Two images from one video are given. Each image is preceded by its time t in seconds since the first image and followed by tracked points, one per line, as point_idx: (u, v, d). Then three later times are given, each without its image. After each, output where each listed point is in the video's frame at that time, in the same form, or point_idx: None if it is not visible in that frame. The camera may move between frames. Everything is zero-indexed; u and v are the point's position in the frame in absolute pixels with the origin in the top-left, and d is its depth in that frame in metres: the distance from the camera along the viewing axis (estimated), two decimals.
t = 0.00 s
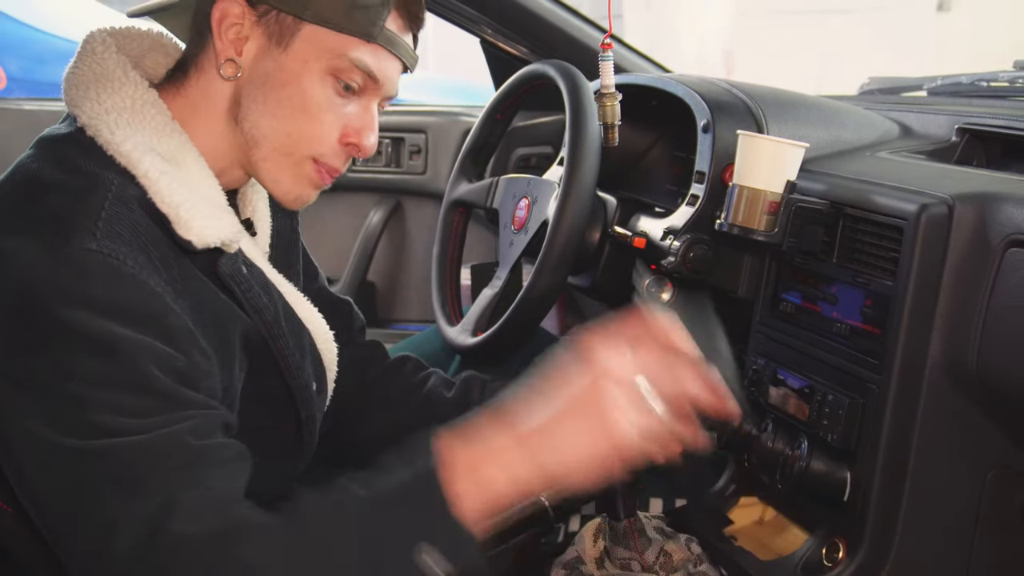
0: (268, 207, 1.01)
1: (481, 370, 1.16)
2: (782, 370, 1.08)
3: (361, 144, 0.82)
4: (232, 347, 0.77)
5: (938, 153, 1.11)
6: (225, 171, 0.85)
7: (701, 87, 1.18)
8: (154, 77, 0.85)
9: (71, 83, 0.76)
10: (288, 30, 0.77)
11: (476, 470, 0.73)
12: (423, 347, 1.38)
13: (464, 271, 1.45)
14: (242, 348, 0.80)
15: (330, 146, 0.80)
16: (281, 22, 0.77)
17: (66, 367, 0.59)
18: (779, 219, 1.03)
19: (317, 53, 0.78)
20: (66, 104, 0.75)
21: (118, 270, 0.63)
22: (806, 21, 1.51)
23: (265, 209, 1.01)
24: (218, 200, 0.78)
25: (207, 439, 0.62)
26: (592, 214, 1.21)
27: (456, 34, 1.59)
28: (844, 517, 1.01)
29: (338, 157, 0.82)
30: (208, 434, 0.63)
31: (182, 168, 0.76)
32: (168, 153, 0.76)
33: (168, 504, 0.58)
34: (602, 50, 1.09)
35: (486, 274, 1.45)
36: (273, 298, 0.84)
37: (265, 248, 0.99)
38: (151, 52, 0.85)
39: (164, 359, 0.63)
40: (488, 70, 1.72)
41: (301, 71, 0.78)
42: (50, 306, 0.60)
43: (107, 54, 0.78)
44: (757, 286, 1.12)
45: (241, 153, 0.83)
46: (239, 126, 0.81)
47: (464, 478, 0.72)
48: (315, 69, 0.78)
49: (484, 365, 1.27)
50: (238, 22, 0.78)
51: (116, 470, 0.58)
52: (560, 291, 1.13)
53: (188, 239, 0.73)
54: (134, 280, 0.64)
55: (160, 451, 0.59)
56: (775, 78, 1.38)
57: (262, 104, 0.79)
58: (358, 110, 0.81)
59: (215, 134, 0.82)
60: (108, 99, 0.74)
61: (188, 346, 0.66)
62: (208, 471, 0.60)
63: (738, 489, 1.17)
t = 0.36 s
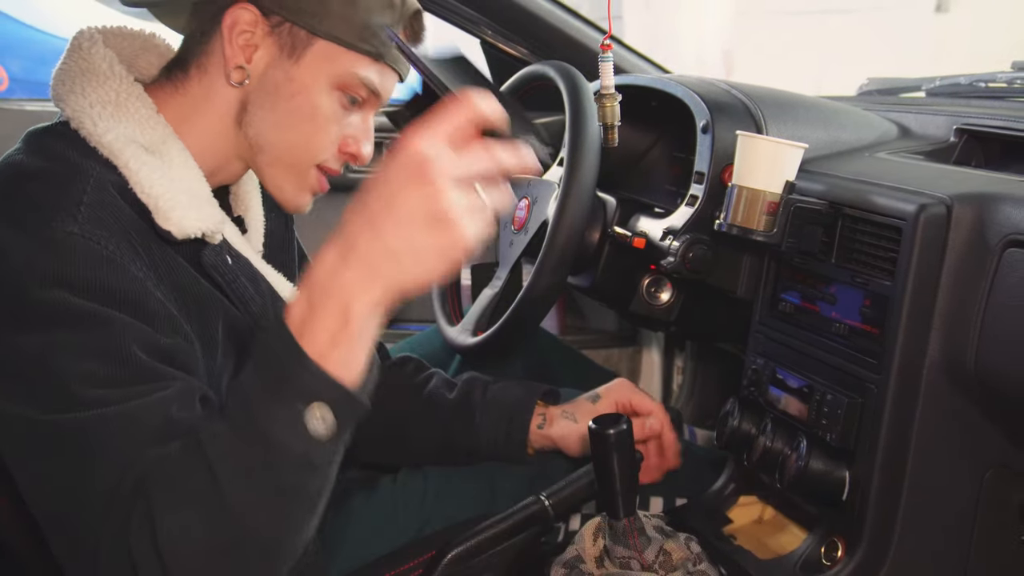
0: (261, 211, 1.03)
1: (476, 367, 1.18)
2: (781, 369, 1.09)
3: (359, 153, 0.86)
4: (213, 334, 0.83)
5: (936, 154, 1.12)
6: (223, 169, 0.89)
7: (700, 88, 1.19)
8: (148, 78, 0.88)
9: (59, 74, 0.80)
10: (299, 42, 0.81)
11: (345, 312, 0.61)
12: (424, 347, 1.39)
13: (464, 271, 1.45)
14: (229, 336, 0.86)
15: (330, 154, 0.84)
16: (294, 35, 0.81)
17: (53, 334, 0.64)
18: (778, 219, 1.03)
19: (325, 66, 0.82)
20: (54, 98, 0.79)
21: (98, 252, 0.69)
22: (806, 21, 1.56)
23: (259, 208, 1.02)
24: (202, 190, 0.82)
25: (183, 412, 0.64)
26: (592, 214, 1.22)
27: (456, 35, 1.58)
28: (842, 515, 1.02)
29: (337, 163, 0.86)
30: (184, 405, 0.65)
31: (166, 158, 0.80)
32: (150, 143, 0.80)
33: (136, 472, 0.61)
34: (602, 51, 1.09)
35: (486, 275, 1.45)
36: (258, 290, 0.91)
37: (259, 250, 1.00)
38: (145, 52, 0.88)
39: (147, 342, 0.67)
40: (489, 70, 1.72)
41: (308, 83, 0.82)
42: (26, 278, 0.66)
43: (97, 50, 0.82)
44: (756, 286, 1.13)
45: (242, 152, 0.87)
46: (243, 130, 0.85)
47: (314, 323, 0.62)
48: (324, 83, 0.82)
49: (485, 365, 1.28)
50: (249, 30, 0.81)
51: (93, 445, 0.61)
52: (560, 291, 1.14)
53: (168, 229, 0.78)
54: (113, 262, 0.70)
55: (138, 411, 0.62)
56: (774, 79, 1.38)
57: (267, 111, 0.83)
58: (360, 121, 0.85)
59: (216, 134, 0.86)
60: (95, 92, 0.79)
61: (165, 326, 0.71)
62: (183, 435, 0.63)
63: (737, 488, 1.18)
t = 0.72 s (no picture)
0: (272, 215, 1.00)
1: (472, 359, 1.20)
2: (780, 369, 1.09)
3: (369, 138, 0.85)
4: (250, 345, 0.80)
5: (935, 154, 1.12)
6: (234, 175, 0.87)
7: (699, 89, 1.19)
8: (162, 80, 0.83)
9: (79, 93, 0.78)
10: (288, 34, 0.79)
11: (652, 574, 0.58)
12: (423, 347, 1.39)
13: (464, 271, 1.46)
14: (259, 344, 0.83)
15: (338, 142, 0.83)
16: (280, 27, 0.79)
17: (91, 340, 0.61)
18: (777, 220, 1.03)
19: (320, 55, 0.80)
20: (74, 107, 0.77)
21: (135, 259, 0.66)
22: (806, 22, 1.55)
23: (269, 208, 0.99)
24: (230, 198, 0.80)
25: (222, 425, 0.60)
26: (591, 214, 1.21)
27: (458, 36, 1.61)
28: (841, 515, 1.02)
29: (347, 150, 0.85)
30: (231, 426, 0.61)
31: (193, 166, 0.79)
32: (177, 152, 0.78)
33: (190, 484, 0.57)
34: (601, 52, 1.10)
35: (485, 274, 1.46)
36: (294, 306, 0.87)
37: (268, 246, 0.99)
38: (158, 54, 0.83)
39: (195, 338, 0.65)
40: (489, 71, 1.73)
41: (303, 73, 0.80)
42: (67, 288, 0.63)
43: (113, 59, 0.79)
44: (755, 286, 1.13)
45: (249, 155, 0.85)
46: (245, 130, 0.83)
47: (624, 550, 0.59)
48: (319, 68, 0.80)
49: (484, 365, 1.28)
50: (237, 30, 0.80)
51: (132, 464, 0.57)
52: (559, 291, 1.14)
53: (203, 234, 0.76)
54: (150, 267, 0.67)
55: (191, 420, 0.59)
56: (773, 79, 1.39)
57: (269, 109, 0.82)
58: (363, 104, 0.83)
59: (223, 136, 0.84)
60: (116, 101, 0.76)
61: (208, 323, 0.69)
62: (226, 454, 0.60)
63: (737, 487, 1.19)
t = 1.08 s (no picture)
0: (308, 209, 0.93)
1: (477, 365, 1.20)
2: (780, 369, 1.09)
3: (434, 171, 0.75)
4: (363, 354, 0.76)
5: (934, 155, 1.12)
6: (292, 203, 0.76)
7: (699, 90, 1.19)
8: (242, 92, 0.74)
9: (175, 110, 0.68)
10: (349, 69, 0.69)
11: None
12: (423, 346, 1.39)
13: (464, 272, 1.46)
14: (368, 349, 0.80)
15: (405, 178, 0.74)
16: (340, 63, 0.68)
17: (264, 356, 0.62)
18: (776, 220, 1.04)
19: (380, 91, 0.69)
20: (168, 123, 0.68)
21: (288, 269, 0.63)
22: (806, 24, 1.54)
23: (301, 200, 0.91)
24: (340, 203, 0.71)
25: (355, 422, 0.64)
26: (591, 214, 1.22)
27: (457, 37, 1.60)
28: (839, 514, 1.03)
29: (410, 183, 0.76)
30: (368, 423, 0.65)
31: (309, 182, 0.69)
32: (288, 161, 0.68)
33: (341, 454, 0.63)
34: (601, 53, 1.10)
35: (485, 274, 1.46)
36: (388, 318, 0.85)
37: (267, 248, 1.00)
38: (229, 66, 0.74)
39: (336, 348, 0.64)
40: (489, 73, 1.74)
41: (368, 111, 0.70)
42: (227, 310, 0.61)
43: (200, 71, 0.70)
44: (754, 286, 1.14)
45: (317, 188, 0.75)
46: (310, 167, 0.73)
47: None
48: (381, 109, 0.70)
49: (484, 365, 1.28)
50: (298, 67, 0.69)
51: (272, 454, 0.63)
52: (559, 291, 1.15)
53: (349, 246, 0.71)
54: (303, 275, 0.64)
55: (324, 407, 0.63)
56: (772, 80, 1.40)
57: (331, 146, 0.71)
58: (428, 138, 0.73)
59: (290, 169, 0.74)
60: (220, 118, 0.67)
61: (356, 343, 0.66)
62: (365, 450, 0.64)
63: (735, 486, 1.19)
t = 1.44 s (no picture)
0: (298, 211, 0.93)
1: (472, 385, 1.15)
2: (779, 368, 1.10)
3: (398, 156, 0.75)
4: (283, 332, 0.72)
5: (932, 156, 1.13)
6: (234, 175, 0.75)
7: (698, 91, 1.20)
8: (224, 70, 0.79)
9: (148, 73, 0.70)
10: (328, 39, 0.71)
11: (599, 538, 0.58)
12: (423, 346, 1.40)
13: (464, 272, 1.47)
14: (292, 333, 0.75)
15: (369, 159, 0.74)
16: (323, 33, 0.71)
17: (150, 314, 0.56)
18: (775, 220, 1.04)
19: (356, 64, 0.71)
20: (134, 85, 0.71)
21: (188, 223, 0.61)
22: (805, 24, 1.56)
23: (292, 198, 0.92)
24: (279, 174, 0.73)
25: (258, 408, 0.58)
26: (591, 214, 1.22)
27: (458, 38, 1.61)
28: (838, 513, 1.03)
29: (375, 167, 0.76)
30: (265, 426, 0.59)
31: (255, 148, 0.71)
32: (241, 133, 0.71)
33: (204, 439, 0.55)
34: (602, 55, 1.11)
35: (485, 275, 1.47)
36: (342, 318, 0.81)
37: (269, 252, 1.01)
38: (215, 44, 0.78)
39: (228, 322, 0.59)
40: (489, 74, 1.74)
41: (340, 83, 0.71)
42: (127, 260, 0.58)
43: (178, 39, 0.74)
44: (753, 286, 1.14)
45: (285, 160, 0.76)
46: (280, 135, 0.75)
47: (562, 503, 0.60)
48: (354, 82, 0.71)
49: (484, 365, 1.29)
50: (285, 35, 0.72)
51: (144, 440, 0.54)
52: (559, 291, 1.15)
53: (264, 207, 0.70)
54: (205, 233, 0.62)
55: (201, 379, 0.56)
56: (771, 80, 1.40)
57: (303, 115, 0.73)
58: (397, 122, 0.74)
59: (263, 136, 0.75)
60: (181, 80, 0.70)
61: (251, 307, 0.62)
62: (237, 427, 0.57)
63: (734, 485, 1.19)
